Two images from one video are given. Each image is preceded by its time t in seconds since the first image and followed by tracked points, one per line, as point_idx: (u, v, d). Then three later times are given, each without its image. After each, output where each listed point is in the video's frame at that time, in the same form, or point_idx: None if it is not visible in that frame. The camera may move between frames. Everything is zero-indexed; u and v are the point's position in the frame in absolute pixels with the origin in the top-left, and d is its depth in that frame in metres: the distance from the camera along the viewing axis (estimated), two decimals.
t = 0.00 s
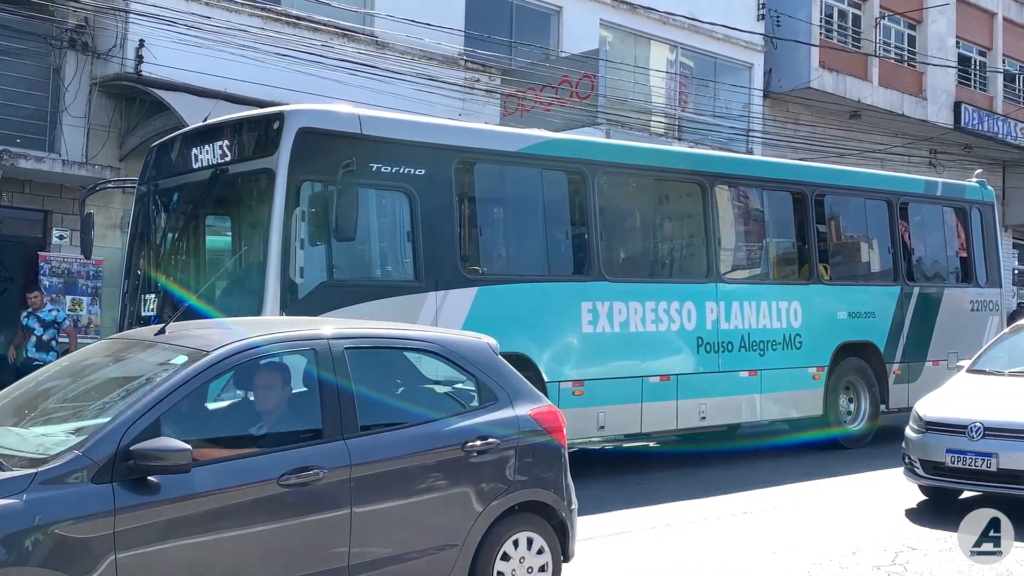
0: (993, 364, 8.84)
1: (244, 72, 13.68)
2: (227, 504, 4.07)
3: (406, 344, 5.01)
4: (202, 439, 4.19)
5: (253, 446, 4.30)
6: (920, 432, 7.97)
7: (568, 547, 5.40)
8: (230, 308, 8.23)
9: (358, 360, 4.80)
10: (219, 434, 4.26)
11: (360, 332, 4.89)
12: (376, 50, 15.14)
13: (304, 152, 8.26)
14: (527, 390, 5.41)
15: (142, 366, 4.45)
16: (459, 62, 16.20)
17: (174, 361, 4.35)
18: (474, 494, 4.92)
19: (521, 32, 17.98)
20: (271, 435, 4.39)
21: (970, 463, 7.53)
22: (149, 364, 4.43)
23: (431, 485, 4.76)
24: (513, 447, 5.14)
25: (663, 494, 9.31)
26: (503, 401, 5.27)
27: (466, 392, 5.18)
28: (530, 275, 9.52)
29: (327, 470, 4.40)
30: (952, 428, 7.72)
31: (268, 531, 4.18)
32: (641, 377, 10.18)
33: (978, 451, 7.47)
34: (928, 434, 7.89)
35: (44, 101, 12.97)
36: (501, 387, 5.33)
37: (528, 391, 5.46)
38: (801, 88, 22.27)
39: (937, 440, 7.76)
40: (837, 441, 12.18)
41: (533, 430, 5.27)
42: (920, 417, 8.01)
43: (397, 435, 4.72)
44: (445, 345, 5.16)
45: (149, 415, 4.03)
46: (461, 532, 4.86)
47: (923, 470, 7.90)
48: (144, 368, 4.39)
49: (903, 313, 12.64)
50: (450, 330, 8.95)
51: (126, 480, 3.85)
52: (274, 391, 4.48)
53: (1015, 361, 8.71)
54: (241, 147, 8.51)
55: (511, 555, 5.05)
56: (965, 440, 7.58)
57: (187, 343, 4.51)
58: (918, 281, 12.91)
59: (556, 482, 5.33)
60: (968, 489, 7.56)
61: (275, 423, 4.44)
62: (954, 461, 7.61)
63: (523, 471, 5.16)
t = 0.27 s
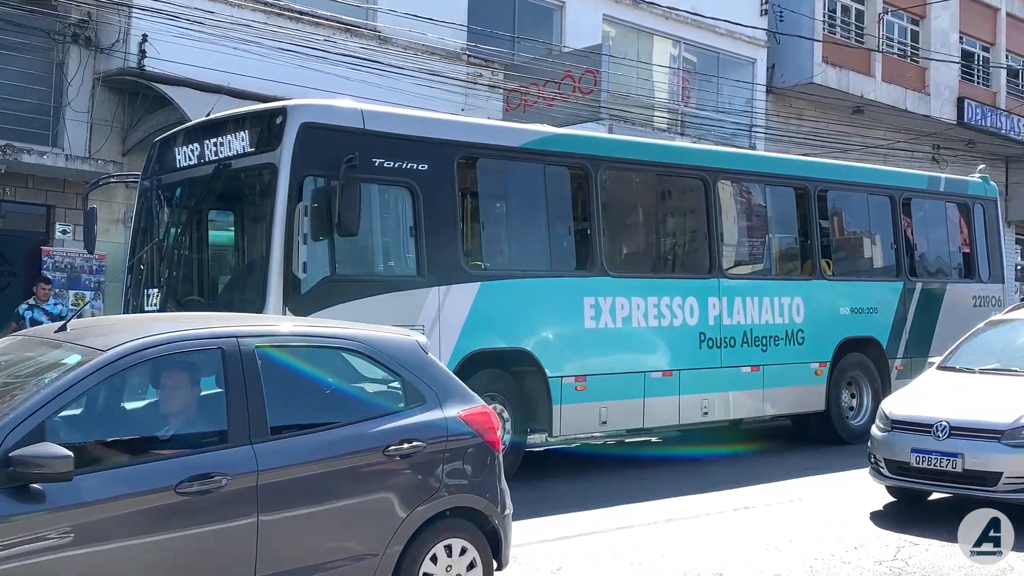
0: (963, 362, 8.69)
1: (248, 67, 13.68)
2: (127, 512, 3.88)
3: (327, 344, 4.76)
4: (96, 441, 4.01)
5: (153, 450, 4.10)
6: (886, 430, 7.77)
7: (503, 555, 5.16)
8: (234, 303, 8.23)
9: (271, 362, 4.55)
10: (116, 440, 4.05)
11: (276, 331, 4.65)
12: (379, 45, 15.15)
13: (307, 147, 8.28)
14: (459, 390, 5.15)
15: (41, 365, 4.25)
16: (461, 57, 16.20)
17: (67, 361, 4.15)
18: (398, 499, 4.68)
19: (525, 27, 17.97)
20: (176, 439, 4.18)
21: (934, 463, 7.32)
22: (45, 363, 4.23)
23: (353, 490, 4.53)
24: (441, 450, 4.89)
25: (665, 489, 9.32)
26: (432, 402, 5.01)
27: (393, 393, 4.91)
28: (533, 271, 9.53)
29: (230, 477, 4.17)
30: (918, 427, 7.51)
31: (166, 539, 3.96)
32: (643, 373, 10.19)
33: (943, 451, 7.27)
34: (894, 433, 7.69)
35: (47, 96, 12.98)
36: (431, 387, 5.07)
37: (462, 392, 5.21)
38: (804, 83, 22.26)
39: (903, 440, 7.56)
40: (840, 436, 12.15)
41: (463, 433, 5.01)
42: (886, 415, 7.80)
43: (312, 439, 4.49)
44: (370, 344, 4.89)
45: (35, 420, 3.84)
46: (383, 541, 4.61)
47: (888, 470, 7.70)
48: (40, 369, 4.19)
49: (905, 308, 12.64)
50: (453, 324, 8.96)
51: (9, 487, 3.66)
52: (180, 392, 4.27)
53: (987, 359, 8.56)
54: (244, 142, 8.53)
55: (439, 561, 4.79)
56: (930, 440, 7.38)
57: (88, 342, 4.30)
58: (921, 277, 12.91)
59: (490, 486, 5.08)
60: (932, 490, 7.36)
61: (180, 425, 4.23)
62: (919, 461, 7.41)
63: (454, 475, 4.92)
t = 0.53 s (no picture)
0: (944, 358, 8.41)
1: (256, 60, 13.69)
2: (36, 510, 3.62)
3: (252, 338, 4.48)
4: (5, 440, 3.74)
5: (65, 449, 3.83)
6: (863, 428, 7.52)
7: (443, 558, 4.87)
8: (242, 296, 8.25)
9: (189, 357, 4.27)
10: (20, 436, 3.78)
11: (198, 323, 4.38)
12: (387, 38, 15.14)
13: (315, 140, 8.30)
14: (397, 385, 4.87)
15: None
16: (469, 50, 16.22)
17: None
18: (326, 503, 4.39)
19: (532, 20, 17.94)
20: (90, 438, 3.92)
21: (911, 462, 7.08)
22: None
23: (276, 493, 4.25)
24: (373, 451, 4.60)
25: (672, 482, 9.34)
26: (366, 398, 4.73)
27: (323, 389, 4.62)
28: (540, 264, 9.54)
29: (143, 477, 3.90)
30: (894, 425, 7.26)
31: (69, 547, 3.68)
32: (650, 367, 10.21)
33: (920, 450, 7.02)
34: (870, 430, 7.44)
35: (55, 90, 13.00)
36: (366, 383, 4.78)
37: (400, 389, 4.91)
38: (812, 76, 22.24)
39: (879, 438, 7.32)
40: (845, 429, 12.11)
41: (397, 432, 4.72)
42: (862, 412, 7.55)
43: (231, 438, 4.21)
44: (299, 337, 4.61)
45: None
46: (311, 545, 4.33)
47: (865, 468, 7.47)
48: None
49: (913, 302, 12.63)
50: (460, 316, 8.98)
51: None
52: (94, 389, 4.01)
53: (970, 355, 8.29)
54: (253, 136, 8.55)
55: (371, 567, 4.51)
56: (907, 438, 7.13)
57: None
58: (929, 270, 12.89)
59: (428, 488, 4.79)
60: (910, 490, 7.12)
61: (95, 423, 3.97)
62: (895, 460, 7.17)
63: (388, 477, 4.64)
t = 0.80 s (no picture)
0: (917, 351, 8.20)
1: (266, 51, 13.69)
2: None
3: (149, 332, 4.21)
4: None
5: None
6: (833, 424, 7.35)
7: (360, 565, 4.62)
8: (253, 287, 8.26)
9: (80, 350, 4.02)
10: None
11: (91, 314, 4.12)
12: (397, 29, 15.11)
13: (326, 131, 8.30)
14: (310, 383, 4.59)
15: None
16: (479, 42, 16.20)
17: None
18: (224, 509, 4.14)
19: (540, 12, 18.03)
20: None
21: (882, 459, 6.91)
22: None
23: (214, 492, 4.12)
24: (281, 454, 4.33)
25: (682, 473, 9.35)
26: (275, 397, 4.45)
27: (231, 387, 4.36)
28: (551, 255, 9.54)
29: (17, 481, 3.66)
30: (864, 421, 7.10)
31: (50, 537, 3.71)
32: (661, 358, 10.21)
33: (890, 447, 6.86)
34: (841, 427, 7.26)
35: (66, 81, 13.04)
36: (279, 380, 4.51)
37: (316, 387, 4.64)
38: (823, 66, 22.19)
39: (849, 434, 7.15)
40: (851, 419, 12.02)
41: (308, 433, 4.45)
42: (833, 408, 7.38)
43: (120, 439, 3.96)
44: (203, 331, 4.34)
45: None
46: (208, 553, 4.09)
47: (834, 466, 7.28)
48: None
49: (925, 293, 12.59)
50: (469, 307, 8.99)
51: None
52: None
53: (945, 348, 8.08)
54: (264, 127, 8.56)
55: None
56: (877, 434, 6.97)
57: None
58: (941, 262, 12.84)
59: (344, 493, 4.53)
60: (881, 489, 6.94)
61: None
62: (865, 457, 7.00)
63: (298, 480, 4.38)
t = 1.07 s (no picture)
0: (889, 347, 7.85)
1: (275, 45, 13.69)
2: None
3: (14, 332, 4.03)
4: None
5: None
6: (798, 422, 7.04)
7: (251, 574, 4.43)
8: (262, 281, 8.29)
9: None
10: None
11: None
12: (405, 23, 15.09)
13: (335, 126, 8.32)
14: (196, 383, 4.39)
15: None
16: (488, 35, 16.17)
17: None
18: (96, 518, 3.96)
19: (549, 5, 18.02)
20: None
21: (845, 460, 6.61)
22: None
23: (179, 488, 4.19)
24: (163, 457, 4.16)
25: (690, 467, 9.35)
26: (156, 398, 4.25)
27: (106, 388, 4.16)
28: (559, 250, 9.54)
29: None
30: (828, 419, 6.80)
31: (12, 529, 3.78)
32: (669, 353, 10.22)
33: (854, 446, 6.56)
34: (804, 425, 6.97)
35: (76, 76, 13.07)
36: (161, 380, 4.31)
37: (204, 385, 4.44)
38: (832, 61, 22.18)
39: (813, 433, 6.85)
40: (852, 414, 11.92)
41: (196, 436, 4.27)
42: (798, 404, 7.07)
43: None
44: (75, 329, 4.15)
45: None
46: (75, 565, 3.91)
47: (798, 466, 6.99)
48: None
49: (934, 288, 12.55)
50: (477, 301, 9.01)
51: None
52: None
53: (919, 344, 7.73)
54: (273, 121, 8.59)
55: None
56: (841, 433, 6.67)
57: None
58: (950, 256, 12.80)
59: (233, 497, 4.34)
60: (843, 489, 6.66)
61: None
62: (828, 457, 6.71)
63: (180, 486, 4.19)
